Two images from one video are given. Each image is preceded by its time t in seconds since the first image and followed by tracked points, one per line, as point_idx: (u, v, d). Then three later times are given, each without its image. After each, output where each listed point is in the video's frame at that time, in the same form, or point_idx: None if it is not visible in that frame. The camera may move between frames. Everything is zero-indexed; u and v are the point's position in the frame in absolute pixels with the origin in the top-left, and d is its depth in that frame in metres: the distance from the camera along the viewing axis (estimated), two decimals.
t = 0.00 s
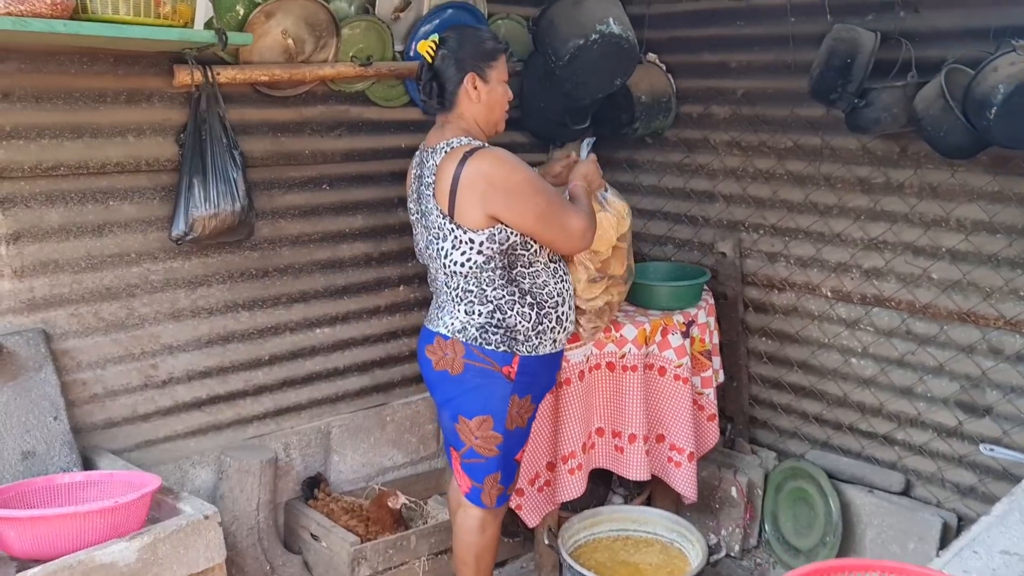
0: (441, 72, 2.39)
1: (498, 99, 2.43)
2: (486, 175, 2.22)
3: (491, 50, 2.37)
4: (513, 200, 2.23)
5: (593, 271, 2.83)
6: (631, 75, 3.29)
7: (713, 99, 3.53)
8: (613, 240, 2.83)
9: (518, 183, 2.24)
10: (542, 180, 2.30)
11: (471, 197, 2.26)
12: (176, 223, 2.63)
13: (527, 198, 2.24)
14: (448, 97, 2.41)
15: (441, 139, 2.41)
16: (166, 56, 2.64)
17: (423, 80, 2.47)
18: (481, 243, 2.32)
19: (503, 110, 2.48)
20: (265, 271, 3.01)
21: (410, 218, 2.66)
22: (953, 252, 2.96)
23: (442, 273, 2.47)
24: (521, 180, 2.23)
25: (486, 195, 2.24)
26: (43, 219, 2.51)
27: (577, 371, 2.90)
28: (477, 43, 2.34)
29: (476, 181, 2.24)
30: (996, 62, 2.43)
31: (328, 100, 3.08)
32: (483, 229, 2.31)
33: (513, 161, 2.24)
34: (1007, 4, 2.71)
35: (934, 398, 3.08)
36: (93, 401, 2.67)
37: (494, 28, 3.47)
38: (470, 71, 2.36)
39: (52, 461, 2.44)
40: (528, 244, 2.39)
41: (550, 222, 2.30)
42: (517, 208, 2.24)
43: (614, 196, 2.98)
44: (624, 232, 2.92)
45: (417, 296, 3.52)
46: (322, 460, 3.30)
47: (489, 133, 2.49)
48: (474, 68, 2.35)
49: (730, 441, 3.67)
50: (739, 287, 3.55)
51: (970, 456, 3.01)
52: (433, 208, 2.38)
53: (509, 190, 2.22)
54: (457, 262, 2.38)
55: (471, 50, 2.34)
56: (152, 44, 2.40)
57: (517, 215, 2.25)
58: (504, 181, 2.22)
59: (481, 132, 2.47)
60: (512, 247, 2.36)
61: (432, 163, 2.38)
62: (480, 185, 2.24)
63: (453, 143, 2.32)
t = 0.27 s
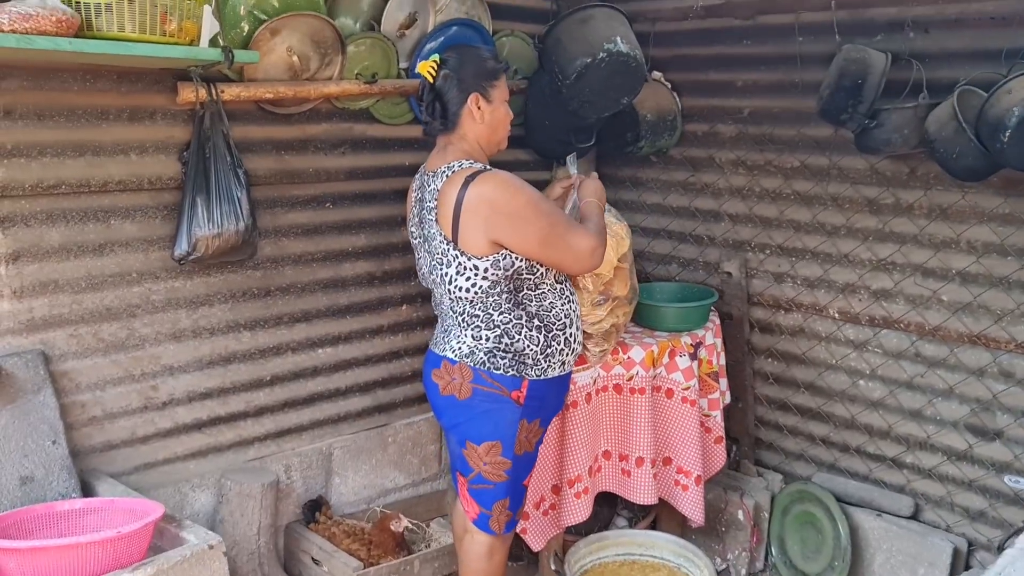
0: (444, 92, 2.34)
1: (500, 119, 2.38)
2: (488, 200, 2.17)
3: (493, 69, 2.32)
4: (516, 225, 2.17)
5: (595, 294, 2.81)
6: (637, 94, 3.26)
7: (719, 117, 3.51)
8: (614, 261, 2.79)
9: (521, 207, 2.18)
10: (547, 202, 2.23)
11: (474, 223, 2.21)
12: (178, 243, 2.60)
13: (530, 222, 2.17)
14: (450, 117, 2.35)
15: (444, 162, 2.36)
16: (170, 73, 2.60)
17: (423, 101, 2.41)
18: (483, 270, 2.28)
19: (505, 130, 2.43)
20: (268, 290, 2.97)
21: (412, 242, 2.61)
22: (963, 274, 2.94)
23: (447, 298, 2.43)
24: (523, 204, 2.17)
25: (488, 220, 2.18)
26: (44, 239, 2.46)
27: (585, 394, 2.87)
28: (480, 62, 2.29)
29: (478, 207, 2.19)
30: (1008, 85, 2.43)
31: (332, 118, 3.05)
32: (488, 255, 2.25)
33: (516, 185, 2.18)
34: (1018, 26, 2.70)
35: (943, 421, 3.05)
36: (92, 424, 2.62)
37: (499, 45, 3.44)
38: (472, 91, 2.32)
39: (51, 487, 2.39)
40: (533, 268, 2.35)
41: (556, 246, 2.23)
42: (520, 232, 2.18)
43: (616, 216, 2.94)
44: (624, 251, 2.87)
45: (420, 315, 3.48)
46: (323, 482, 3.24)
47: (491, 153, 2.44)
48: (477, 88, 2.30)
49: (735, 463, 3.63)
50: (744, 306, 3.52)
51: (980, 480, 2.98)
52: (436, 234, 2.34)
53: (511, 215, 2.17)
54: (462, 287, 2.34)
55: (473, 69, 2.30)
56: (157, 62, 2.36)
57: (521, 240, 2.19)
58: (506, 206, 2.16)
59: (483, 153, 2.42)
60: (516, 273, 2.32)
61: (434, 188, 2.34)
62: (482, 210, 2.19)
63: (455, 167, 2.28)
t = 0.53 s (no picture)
0: (437, 106, 2.32)
1: (495, 131, 2.37)
2: (483, 216, 2.15)
3: (485, 82, 2.31)
4: (512, 241, 2.16)
5: (595, 307, 2.80)
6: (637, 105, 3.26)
7: (718, 128, 3.51)
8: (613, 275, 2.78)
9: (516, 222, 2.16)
10: (542, 217, 2.21)
11: (470, 239, 2.19)
12: (179, 259, 2.57)
13: (526, 237, 2.16)
14: (445, 132, 2.34)
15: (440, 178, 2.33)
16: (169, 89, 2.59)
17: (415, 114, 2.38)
18: (482, 287, 2.27)
19: (500, 143, 2.41)
20: (268, 306, 2.95)
21: (411, 258, 2.59)
22: (966, 283, 2.93)
23: (447, 314, 2.41)
24: (518, 220, 2.15)
25: (484, 236, 2.17)
26: (43, 256, 2.44)
27: (588, 407, 2.85)
28: (473, 75, 2.28)
29: (473, 223, 2.17)
30: (1010, 94, 2.42)
31: (332, 131, 3.04)
32: (485, 271, 2.24)
33: (511, 201, 2.16)
34: (1018, 35, 2.71)
35: (948, 431, 3.04)
36: (93, 442, 2.59)
37: (498, 58, 3.43)
38: (466, 105, 2.30)
39: (51, 507, 2.36)
40: (532, 283, 2.33)
41: (552, 260, 2.21)
42: (516, 247, 2.16)
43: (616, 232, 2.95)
44: (622, 264, 2.86)
45: (421, 329, 3.46)
46: (325, 499, 3.22)
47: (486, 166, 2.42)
48: (472, 100, 2.29)
49: (738, 474, 3.61)
50: (746, 317, 3.51)
51: (986, 490, 2.97)
52: (434, 252, 2.33)
53: (507, 230, 2.15)
54: (461, 304, 2.32)
55: (467, 82, 2.28)
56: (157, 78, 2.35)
57: (517, 256, 2.18)
58: (501, 222, 2.15)
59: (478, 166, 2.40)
60: (515, 289, 2.30)
61: (431, 205, 2.33)
62: (478, 226, 2.17)
63: (450, 184, 2.27)
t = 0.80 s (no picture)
0: (424, 110, 2.29)
1: (483, 135, 2.34)
2: (473, 225, 2.12)
3: (471, 84, 2.29)
4: (502, 250, 2.13)
5: (586, 315, 2.74)
6: (626, 110, 3.24)
7: (707, 133, 3.50)
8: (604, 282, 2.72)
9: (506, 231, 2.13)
10: (532, 226, 2.19)
11: (458, 248, 2.16)
12: (164, 267, 2.52)
13: (516, 246, 2.13)
14: (432, 135, 2.31)
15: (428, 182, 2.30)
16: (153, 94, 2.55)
17: (403, 119, 2.37)
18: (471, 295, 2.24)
19: (489, 148, 2.38)
20: (254, 314, 2.91)
21: (400, 265, 2.56)
22: (956, 288, 2.93)
23: (435, 322, 2.38)
24: (509, 229, 2.12)
25: (473, 245, 2.14)
26: (24, 265, 2.38)
27: (578, 415, 2.82)
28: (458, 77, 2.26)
29: (462, 231, 2.14)
30: (1002, 99, 2.42)
31: (319, 137, 3.00)
32: (474, 281, 2.21)
33: (501, 209, 2.13)
34: (1007, 41, 2.71)
35: (938, 436, 3.03)
36: (75, 455, 2.54)
37: (486, 63, 3.40)
38: (452, 106, 2.28)
39: (32, 523, 2.30)
40: (522, 292, 2.30)
41: (542, 269, 2.19)
42: (505, 256, 2.14)
43: (605, 239, 2.90)
44: (614, 271, 2.80)
45: (409, 336, 3.43)
46: (312, 509, 3.18)
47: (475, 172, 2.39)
48: (458, 102, 2.27)
49: (729, 481, 3.60)
50: (736, 323, 3.50)
51: (977, 496, 2.97)
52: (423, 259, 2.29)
53: (496, 240, 2.12)
54: (450, 312, 2.29)
55: (452, 84, 2.26)
56: (141, 83, 2.31)
57: (507, 265, 2.15)
58: (491, 231, 2.12)
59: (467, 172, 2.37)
60: (504, 297, 2.27)
61: (420, 212, 2.29)
62: (467, 235, 2.14)
63: (439, 191, 2.24)
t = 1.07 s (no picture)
0: (413, 123, 2.27)
1: (472, 149, 2.32)
2: (460, 240, 2.10)
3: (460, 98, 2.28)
4: (490, 264, 2.11)
5: (574, 333, 2.72)
6: (612, 126, 3.23)
7: (693, 149, 3.50)
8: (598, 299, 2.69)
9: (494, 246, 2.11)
10: (522, 238, 2.16)
11: (446, 262, 2.14)
12: (143, 283, 2.48)
13: (504, 260, 2.11)
14: (421, 148, 2.28)
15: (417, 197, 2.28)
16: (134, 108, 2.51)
17: (392, 134, 2.34)
18: (460, 310, 2.21)
19: (478, 163, 2.36)
20: (235, 330, 2.86)
21: (386, 281, 2.54)
22: (941, 304, 2.93)
23: (423, 338, 2.35)
24: (497, 242, 2.10)
25: (461, 259, 2.12)
26: None
27: (565, 433, 2.80)
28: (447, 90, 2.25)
29: (450, 246, 2.12)
30: (986, 117, 2.44)
31: (302, 152, 2.97)
32: (462, 296, 2.19)
33: (488, 224, 2.11)
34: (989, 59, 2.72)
35: (924, 453, 3.03)
36: (50, 474, 2.49)
37: (471, 78, 3.39)
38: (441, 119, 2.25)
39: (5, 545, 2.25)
40: (510, 308, 2.28)
41: (532, 281, 2.17)
42: (494, 269, 2.11)
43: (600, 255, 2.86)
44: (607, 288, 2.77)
45: (393, 353, 3.39)
46: (294, 529, 3.13)
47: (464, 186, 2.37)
48: (447, 115, 2.25)
49: (715, 497, 3.58)
50: (721, 339, 3.50)
51: (963, 512, 2.96)
52: (410, 275, 2.27)
53: (484, 254, 2.10)
54: (437, 328, 2.27)
55: (442, 98, 2.24)
56: (121, 96, 2.28)
57: (496, 279, 2.13)
58: (479, 246, 2.09)
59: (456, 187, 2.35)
60: (493, 313, 2.25)
61: (408, 227, 2.27)
62: (455, 250, 2.12)
63: (427, 206, 2.21)
